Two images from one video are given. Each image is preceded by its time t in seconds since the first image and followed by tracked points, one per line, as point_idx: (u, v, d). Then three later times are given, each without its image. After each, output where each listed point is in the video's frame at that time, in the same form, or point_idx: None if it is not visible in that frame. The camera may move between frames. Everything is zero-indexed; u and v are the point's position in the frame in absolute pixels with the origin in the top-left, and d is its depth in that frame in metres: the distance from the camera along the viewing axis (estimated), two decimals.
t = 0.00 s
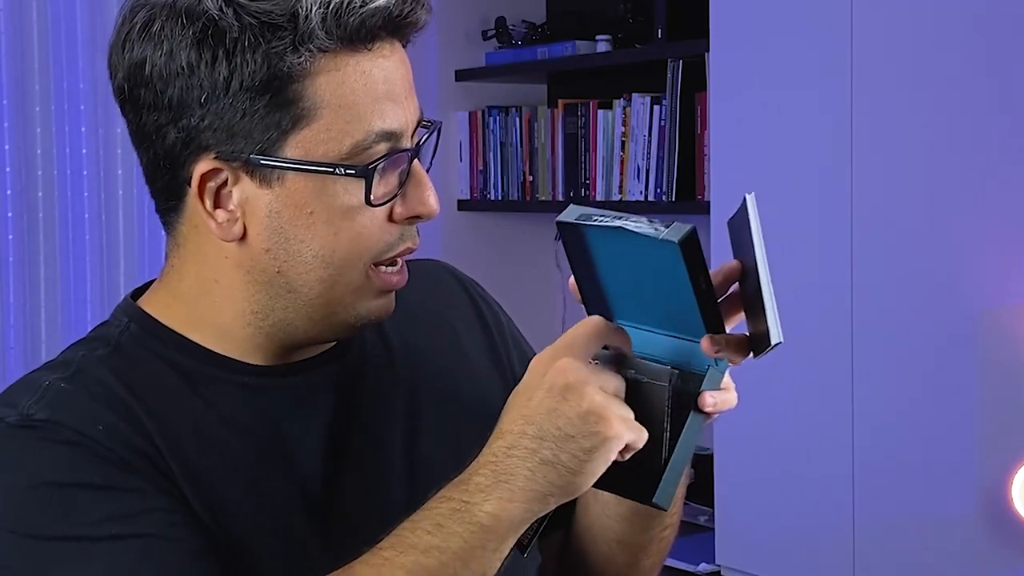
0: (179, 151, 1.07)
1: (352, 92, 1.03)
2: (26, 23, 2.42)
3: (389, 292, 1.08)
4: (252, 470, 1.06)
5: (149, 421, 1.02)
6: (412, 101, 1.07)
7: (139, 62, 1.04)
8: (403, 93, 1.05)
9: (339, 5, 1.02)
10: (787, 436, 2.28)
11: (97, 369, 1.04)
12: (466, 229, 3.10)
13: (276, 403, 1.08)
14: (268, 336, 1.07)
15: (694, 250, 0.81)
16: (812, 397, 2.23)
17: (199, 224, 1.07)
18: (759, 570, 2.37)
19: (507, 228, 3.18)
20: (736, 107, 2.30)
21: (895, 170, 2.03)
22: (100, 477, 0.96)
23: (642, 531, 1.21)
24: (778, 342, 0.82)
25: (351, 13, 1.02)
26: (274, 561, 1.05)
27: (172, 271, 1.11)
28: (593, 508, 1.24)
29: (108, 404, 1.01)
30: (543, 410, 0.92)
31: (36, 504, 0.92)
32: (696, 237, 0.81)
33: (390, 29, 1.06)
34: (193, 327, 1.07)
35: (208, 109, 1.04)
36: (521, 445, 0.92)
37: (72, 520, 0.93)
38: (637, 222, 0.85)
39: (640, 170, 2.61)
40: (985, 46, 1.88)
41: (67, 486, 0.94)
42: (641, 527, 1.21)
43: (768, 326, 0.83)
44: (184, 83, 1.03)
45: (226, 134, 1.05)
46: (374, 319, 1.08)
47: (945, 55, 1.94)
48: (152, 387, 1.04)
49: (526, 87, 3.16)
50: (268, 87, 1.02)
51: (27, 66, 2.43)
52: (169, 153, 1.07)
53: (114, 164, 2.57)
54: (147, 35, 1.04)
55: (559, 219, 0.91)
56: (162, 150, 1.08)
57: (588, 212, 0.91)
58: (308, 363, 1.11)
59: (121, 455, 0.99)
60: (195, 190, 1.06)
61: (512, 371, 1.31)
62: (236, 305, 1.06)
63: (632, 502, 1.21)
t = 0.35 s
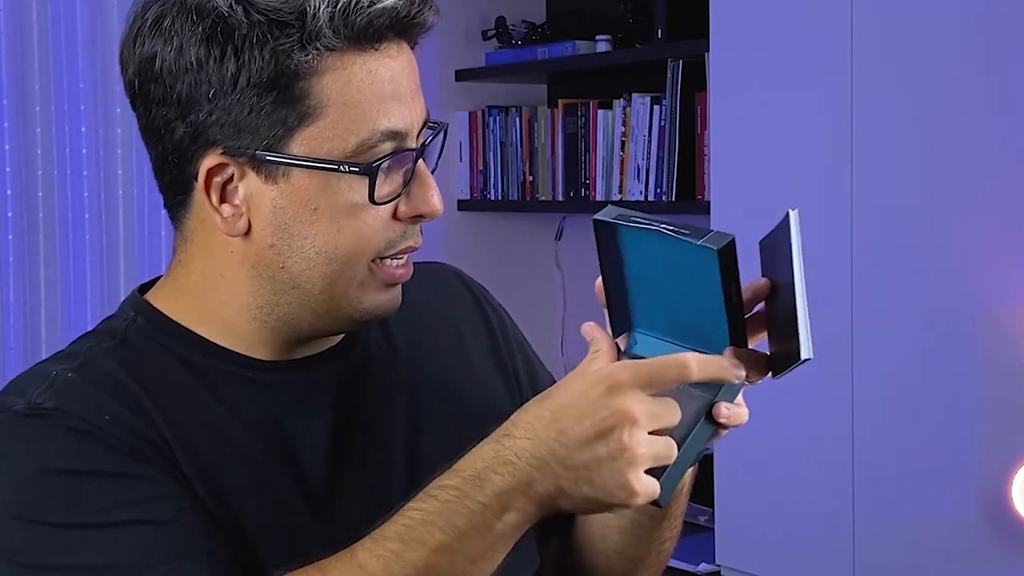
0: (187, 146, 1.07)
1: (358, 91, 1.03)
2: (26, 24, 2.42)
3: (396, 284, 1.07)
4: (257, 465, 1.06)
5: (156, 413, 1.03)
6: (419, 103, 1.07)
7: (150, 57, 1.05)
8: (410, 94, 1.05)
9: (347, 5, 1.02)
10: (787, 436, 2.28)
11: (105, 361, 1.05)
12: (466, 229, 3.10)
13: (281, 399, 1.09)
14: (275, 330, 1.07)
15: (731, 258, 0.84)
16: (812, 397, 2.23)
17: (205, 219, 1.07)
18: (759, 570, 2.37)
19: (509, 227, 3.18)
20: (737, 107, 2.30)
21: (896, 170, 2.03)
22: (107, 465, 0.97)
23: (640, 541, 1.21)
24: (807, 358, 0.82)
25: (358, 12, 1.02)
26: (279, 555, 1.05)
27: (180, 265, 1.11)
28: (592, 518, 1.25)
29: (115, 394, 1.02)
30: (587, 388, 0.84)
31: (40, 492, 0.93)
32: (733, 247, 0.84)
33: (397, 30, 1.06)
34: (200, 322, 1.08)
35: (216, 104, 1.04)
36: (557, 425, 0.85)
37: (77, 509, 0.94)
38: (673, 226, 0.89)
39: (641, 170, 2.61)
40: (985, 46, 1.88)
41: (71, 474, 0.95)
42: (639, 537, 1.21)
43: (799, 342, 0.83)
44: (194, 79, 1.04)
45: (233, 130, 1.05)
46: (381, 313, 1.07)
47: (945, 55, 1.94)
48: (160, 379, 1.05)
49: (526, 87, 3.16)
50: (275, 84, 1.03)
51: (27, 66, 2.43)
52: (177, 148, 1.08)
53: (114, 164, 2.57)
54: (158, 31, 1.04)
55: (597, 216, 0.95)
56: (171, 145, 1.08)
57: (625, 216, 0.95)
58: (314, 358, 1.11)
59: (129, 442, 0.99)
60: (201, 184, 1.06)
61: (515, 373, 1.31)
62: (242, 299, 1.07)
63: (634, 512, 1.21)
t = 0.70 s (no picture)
0: (183, 142, 1.07)
1: (351, 89, 1.03)
2: (26, 24, 2.42)
3: (389, 285, 1.07)
4: (257, 462, 1.06)
5: (159, 402, 1.03)
6: (415, 103, 1.07)
7: (148, 53, 1.06)
8: (404, 93, 1.05)
9: (342, 4, 1.03)
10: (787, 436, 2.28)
11: (108, 352, 1.05)
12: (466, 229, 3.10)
13: (282, 397, 1.09)
14: (271, 329, 1.07)
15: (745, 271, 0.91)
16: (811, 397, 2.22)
17: (202, 215, 1.08)
18: (759, 571, 2.36)
19: (507, 228, 3.19)
20: (737, 106, 2.30)
21: (896, 170, 2.03)
22: (111, 447, 0.97)
23: (635, 550, 1.22)
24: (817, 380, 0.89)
25: (352, 12, 1.03)
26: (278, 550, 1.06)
27: (181, 263, 1.11)
28: (588, 525, 1.26)
29: (118, 383, 1.03)
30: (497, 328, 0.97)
31: (47, 477, 0.95)
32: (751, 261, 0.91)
33: (392, 30, 1.06)
34: (201, 318, 1.08)
35: (211, 100, 1.04)
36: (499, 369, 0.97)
37: (84, 490, 0.95)
38: (688, 237, 0.97)
39: (640, 170, 2.61)
40: (985, 45, 1.88)
41: (76, 457, 0.95)
42: (634, 546, 1.22)
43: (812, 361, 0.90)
44: (189, 75, 1.04)
45: (228, 125, 1.05)
46: (374, 314, 1.07)
47: (945, 54, 1.93)
48: (162, 373, 1.05)
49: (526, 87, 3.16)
50: (269, 80, 1.03)
51: (27, 66, 2.43)
52: (174, 144, 1.08)
53: (114, 164, 2.57)
54: (156, 27, 1.05)
55: (609, 223, 1.04)
56: (168, 140, 1.08)
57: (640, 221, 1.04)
58: (314, 358, 1.12)
59: (133, 428, 1.00)
60: (197, 179, 1.07)
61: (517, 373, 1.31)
62: (239, 296, 1.07)
63: (629, 521, 1.22)
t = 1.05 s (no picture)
0: (184, 143, 1.07)
1: (349, 84, 1.03)
2: (26, 24, 2.42)
3: (390, 284, 1.07)
4: (257, 460, 1.06)
5: (156, 402, 1.04)
6: (412, 95, 1.07)
7: (146, 56, 1.05)
8: (403, 85, 1.05)
9: None
10: (788, 436, 2.28)
11: (107, 349, 1.06)
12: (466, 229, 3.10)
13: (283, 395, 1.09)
14: (274, 326, 1.07)
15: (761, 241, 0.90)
16: (812, 397, 2.22)
17: (204, 215, 1.08)
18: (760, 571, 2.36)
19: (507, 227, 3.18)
20: (736, 106, 2.30)
21: (896, 170, 2.03)
22: (109, 449, 0.98)
23: (638, 550, 1.22)
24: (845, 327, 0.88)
25: (348, 6, 1.03)
26: (274, 554, 1.06)
27: (183, 262, 1.11)
28: (594, 523, 1.25)
29: (117, 382, 1.03)
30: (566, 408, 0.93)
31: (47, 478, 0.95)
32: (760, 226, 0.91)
33: (389, 24, 1.06)
34: (204, 317, 1.08)
35: (211, 100, 1.04)
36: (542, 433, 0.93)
37: (82, 491, 0.95)
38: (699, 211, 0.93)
39: (640, 170, 2.61)
40: (984, 46, 1.88)
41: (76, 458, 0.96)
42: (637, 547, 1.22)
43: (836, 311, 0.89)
44: (188, 75, 1.04)
45: (228, 125, 1.05)
46: (374, 312, 1.07)
47: (946, 54, 1.94)
48: (163, 371, 1.05)
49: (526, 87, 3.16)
50: (268, 78, 1.03)
51: (27, 66, 2.43)
52: (175, 145, 1.08)
53: (114, 164, 2.57)
54: (153, 30, 1.05)
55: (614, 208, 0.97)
56: (169, 142, 1.08)
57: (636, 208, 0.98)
58: (316, 356, 1.11)
59: (130, 428, 1.00)
60: (200, 179, 1.07)
61: (519, 370, 1.31)
62: (241, 295, 1.07)
63: (632, 521, 1.21)
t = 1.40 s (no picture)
0: (165, 124, 0.97)
1: (341, 55, 0.94)
2: None
3: (381, 278, 0.97)
4: (240, 464, 0.97)
5: (132, 405, 0.94)
6: (409, 65, 0.97)
7: (124, 31, 0.96)
8: (399, 57, 0.96)
9: None
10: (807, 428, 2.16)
11: (81, 342, 0.96)
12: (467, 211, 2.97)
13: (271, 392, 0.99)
14: (265, 316, 0.98)
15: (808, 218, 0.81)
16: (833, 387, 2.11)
17: (189, 198, 0.98)
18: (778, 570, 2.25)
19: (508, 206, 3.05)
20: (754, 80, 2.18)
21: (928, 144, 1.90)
22: (79, 459, 0.89)
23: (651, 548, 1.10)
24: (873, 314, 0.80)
25: None
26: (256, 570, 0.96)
27: (167, 247, 1.01)
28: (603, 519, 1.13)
29: (91, 381, 0.94)
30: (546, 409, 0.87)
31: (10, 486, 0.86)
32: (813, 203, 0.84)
33: None
34: (190, 306, 0.98)
35: (194, 77, 0.95)
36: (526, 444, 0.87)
37: (46, 505, 0.86)
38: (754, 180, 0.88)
39: (652, 148, 2.48)
40: None
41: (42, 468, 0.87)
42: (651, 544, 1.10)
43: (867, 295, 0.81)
44: (169, 51, 0.95)
45: (212, 101, 0.95)
46: (367, 307, 0.98)
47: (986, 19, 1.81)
48: (141, 368, 0.96)
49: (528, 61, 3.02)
50: (255, 52, 0.94)
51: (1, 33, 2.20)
52: (157, 125, 0.98)
53: (94, 143, 2.33)
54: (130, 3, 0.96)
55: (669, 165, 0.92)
56: (149, 125, 0.99)
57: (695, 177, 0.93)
58: (307, 347, 1.02)
59: (103, 436, 0.91)
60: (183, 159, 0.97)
61: (523, 360, 1.19)
62: (231, 283, 0.98)
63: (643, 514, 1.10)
